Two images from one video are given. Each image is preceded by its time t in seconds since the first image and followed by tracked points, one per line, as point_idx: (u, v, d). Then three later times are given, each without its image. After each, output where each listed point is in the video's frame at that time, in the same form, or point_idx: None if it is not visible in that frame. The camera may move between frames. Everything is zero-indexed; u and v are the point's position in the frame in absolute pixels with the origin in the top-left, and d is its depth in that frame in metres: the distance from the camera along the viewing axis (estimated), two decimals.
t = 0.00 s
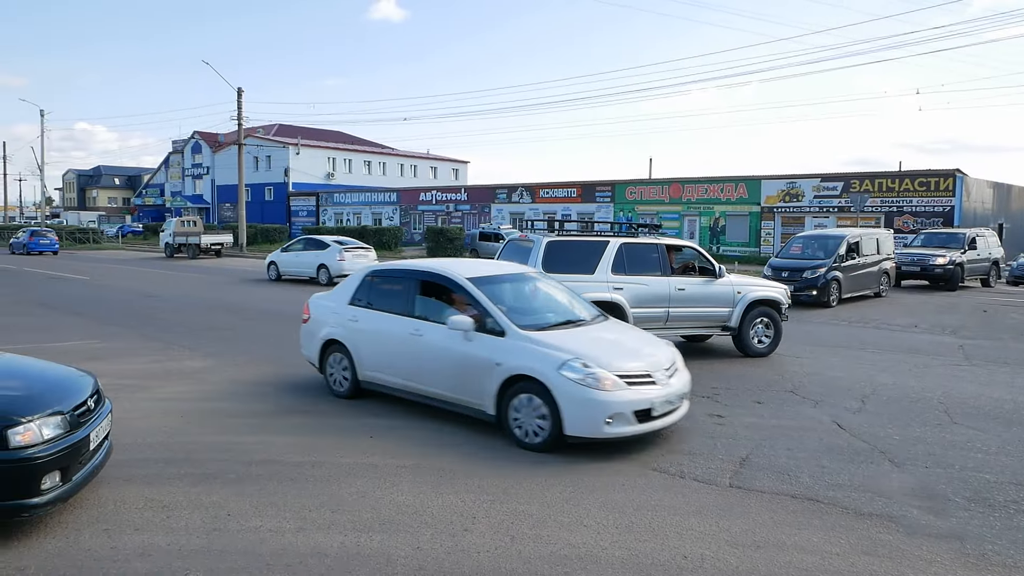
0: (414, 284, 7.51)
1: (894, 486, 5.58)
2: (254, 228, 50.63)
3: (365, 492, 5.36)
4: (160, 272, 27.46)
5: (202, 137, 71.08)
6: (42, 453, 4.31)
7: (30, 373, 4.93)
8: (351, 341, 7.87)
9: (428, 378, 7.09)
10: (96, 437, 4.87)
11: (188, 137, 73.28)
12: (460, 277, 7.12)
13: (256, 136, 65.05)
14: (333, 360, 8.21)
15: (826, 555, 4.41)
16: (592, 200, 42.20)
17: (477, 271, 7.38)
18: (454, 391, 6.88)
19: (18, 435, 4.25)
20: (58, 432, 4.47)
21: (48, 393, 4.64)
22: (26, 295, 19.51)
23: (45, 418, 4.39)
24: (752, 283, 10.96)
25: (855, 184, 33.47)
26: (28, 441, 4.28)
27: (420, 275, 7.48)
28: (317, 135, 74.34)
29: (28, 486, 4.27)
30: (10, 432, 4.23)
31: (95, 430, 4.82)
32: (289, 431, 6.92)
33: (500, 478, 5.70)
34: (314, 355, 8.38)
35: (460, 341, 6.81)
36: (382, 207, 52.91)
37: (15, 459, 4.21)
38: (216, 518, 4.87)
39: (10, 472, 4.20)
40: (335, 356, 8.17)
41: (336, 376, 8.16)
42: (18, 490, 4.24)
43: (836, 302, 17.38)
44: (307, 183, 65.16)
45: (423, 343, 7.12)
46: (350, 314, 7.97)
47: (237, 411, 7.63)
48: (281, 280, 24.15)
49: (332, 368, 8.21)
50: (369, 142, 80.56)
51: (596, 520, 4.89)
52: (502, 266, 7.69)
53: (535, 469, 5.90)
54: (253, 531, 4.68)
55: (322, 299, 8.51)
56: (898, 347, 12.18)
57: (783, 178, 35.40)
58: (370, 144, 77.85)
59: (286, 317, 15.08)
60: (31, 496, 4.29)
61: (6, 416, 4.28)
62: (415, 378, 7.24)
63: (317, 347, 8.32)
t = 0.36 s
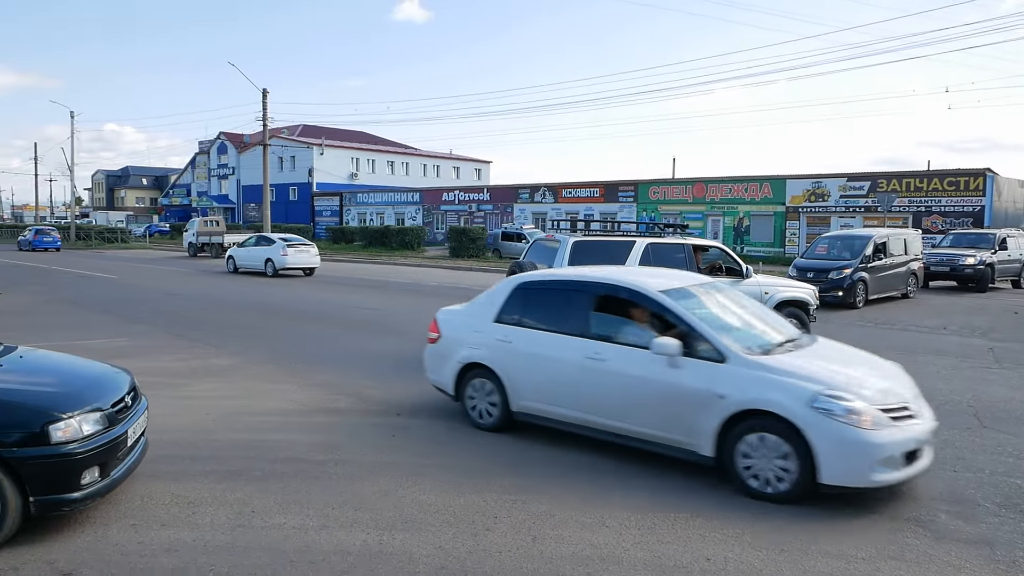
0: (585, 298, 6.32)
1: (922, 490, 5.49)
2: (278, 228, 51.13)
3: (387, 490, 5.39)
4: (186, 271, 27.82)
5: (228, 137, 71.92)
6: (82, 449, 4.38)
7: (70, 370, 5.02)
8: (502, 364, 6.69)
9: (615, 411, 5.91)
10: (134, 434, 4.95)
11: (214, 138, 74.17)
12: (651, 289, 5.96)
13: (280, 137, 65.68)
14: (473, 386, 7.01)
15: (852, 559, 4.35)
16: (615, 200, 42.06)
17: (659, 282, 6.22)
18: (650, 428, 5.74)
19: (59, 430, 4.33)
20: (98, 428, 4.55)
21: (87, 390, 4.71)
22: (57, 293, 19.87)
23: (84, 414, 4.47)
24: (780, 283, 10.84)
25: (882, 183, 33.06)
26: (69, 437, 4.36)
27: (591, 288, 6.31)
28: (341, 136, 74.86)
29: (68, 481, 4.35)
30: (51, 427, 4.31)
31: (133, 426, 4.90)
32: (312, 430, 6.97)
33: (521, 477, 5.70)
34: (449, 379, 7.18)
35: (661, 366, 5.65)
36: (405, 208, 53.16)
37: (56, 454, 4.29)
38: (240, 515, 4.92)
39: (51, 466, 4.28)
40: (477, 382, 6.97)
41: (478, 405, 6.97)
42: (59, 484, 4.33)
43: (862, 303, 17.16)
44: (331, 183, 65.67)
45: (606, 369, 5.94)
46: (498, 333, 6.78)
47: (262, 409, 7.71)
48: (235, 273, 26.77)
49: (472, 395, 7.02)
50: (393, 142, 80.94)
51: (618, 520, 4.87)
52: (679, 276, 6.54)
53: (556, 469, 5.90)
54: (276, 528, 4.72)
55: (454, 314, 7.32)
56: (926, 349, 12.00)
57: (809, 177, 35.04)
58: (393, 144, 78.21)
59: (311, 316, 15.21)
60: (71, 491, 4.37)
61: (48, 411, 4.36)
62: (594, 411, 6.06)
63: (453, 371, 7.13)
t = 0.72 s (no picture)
0: (864, 314, 5.09)
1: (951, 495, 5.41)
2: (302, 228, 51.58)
3: (409, 489, 5.41)
4: (212, 270, 28.15)
5: (253, 138, 72.66)
6: (138, 443, 4.46)
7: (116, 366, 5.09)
8: (742, 399, 5.40)
9: (921, 462, 4.68)
10: (183, 429, 5.02)
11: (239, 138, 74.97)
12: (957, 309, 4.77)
13: (304, 137, 66.22)
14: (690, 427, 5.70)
15: (879, 563, 4.29)
16: (638, 200, 41.88)
17: (957, 299, 4.98)
18: (999, 491, 4.46)
19: (115, 425, 4.40)
20: (151, 423, 4.62)
21: (139, 386, 4.79)
22: (86, 291, 20.20)
23: (138, 409, 4.54)
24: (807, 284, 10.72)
25: (910, 183, 32.62)
26: (124, 431, 4.43)
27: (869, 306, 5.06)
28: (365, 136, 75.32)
29: (123, 475, 4.42)
30: (107, 422, 4.38)
31: (183, 421, 4.97)
32: (335, 428, 7.02)
33: (544, 478, 5.69)
34: (656, 419, 5.85)
35: (996, 406, 4.44)
36: (428, 208, 53.35)
37: (112, 449, 4.36)
38: (264, 512, 4.97)
39: (108, 460, 4.35)
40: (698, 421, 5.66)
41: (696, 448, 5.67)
42: (114, 479, 4.40)
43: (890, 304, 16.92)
44: (354, 183, 66.10)
45: (908, 407, 4.70)
46: (732, 360, 5.48)
47: (285, 408, 7.78)
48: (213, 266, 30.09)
49: (690, 436, 5.70)
50: (416, 142, 81.25)
51: (641, 522, 4.85)
52: (963, 291, 5.30)
53: (578, 470, 5.88)
54: (299, 525, 4.76)
55: (657, 336, 6.01)
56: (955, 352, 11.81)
57: (835, 177, 34.65)
58: (416, 144, 78.53)
59: (334, 315, 15.32)
60: (126, 484, 4.43)
61: (103, 406, 4.42)
62: (884, 459, 4.82)
63: (665, 407, 5.79)
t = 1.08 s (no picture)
0: None
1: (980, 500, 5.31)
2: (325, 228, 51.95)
3: (430, 488, 5.43)
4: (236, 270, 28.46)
5: (276, 139, 73.32)
6: (216, 440, 4.53)
7: (187, 365, 5.16)
8: None
9: None
10: (255, 426, 5.09)
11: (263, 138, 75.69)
12: None
13: (327, 137, 66.68)
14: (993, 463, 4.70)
15: (904, 569, 4.23)
16: (659, 199, 41.66)
17: None
18: None
19: (194, 421, 4.48)
20: (227, 420, 4.69)
21: (214, 384, 4.86)
22: (114, 290, 20.52)
23: (215, 407, 4.61)
24: (831, 285, 10.61)
25: (937, 182, 32.17)
26: (203, 428, 4.50)
27: None
28: (387, 137, 75.68)
29: (202, 471, 4.49)
30: (188, 419, 4.45)
31: (255, 419, 5.04)
32: (356, 427, 7.07)
33: (564, 478, 5.68)
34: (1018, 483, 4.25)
35: None
36: (449, 208, 53.46)
37: (192, 445, 4.43)
38: (287, 509, 5.01)
39: (187, 456, 4.43)
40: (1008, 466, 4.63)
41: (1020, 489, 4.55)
42: (193, 475, 4.47)
43: (916, 305, 16.70)
44: (376, 183, 66.45)
45: None
46: None
47: (308, 406, 7.84)
48: (189, 260, 35.42)
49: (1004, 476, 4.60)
50: (438, 142, 81.46)
51: (661, 523, 4.83)
52: None
53: (598, 470, 5.86)
54: (321, 522, 4.80)
55: (1002, 368, 4.40)
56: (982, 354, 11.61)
57: (860, 176, 34.25)
58: (438, 144, 78.78)
59: (356, 314, 15.43)
60: (203, 481, 4.50)
61: (183, 403, 4.49)
62: None
63: None
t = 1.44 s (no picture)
0: None
1: (1008, 505, 5.22)
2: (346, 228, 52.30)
3: (450, 487, 5.44)
4: (260, 269, 28.75)
5: (299, 139, 73.89)
6: (319, 440, 4.55)
7: (283, 363, 5.20)
8: None
9: None
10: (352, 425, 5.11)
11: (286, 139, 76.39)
12: None
13: (349, 137, 67.13)
14: None
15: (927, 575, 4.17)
16: (681, 199, 41.43)
17: None
18: None
19: (299, 421, 4.50)
20: (328, 420, 4.71)
21: (313, 383, 4.89)
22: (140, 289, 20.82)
23: (318, 407, 4.64)
24: (858, 285, 10.49)
25: (964, 182, 31.69)
26: (307, 427, 4.53)
27: None
28: (408, 137, 76.00)
29: (305, 470, 4.52)
30: (293, 419, 4.48)
31: (352, 417, 5.06)
32: (377, 425, 7.11)
33: (584, 478, 5.67)
34: None
35: None
36: (470, 208, 53.57)
37: (297, 445, 4.46)
38: (307, 506, 5.05)
39: (292, 456, 4.46)
40: None
41: None
42: (296, 474, 4.50)
43: (942, 306, 16.45)
44: (397, 183, 66.76)
45: None
46: None
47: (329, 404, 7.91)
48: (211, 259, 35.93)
49: None
50: (459, 143, 81.63)
51: (682, 525, 4.80)
52: None
53: (617, 471, 5.85)
54: (341, 520, 4.83)
55: None
56: (1011, 356, 11.42)
57: (885, 176, 33.83)
58: (459, 144, 78.95)
59: (378, 313, 15.53)
60: (306, 480, 4.54)
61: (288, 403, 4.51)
62: None
63: None
